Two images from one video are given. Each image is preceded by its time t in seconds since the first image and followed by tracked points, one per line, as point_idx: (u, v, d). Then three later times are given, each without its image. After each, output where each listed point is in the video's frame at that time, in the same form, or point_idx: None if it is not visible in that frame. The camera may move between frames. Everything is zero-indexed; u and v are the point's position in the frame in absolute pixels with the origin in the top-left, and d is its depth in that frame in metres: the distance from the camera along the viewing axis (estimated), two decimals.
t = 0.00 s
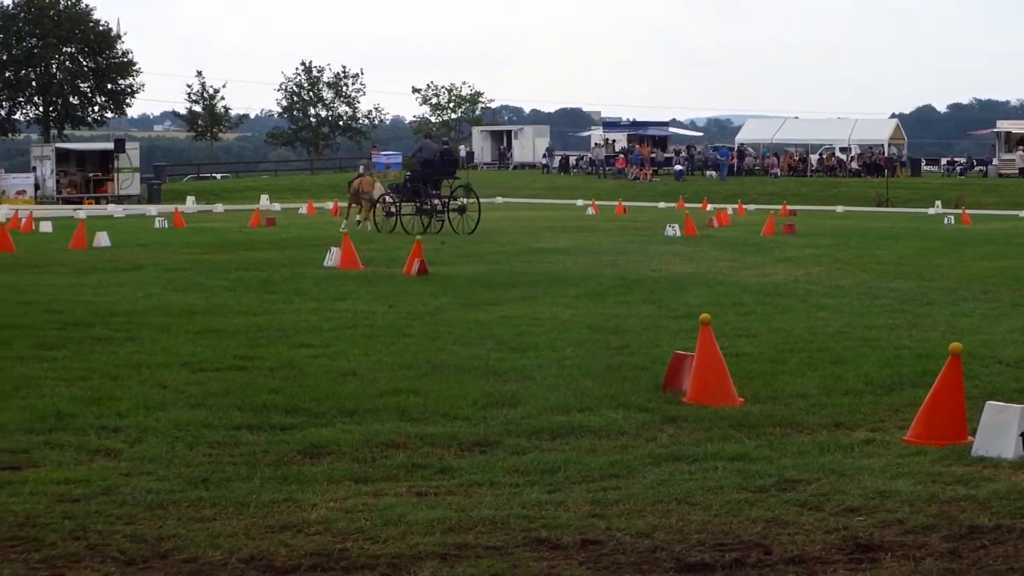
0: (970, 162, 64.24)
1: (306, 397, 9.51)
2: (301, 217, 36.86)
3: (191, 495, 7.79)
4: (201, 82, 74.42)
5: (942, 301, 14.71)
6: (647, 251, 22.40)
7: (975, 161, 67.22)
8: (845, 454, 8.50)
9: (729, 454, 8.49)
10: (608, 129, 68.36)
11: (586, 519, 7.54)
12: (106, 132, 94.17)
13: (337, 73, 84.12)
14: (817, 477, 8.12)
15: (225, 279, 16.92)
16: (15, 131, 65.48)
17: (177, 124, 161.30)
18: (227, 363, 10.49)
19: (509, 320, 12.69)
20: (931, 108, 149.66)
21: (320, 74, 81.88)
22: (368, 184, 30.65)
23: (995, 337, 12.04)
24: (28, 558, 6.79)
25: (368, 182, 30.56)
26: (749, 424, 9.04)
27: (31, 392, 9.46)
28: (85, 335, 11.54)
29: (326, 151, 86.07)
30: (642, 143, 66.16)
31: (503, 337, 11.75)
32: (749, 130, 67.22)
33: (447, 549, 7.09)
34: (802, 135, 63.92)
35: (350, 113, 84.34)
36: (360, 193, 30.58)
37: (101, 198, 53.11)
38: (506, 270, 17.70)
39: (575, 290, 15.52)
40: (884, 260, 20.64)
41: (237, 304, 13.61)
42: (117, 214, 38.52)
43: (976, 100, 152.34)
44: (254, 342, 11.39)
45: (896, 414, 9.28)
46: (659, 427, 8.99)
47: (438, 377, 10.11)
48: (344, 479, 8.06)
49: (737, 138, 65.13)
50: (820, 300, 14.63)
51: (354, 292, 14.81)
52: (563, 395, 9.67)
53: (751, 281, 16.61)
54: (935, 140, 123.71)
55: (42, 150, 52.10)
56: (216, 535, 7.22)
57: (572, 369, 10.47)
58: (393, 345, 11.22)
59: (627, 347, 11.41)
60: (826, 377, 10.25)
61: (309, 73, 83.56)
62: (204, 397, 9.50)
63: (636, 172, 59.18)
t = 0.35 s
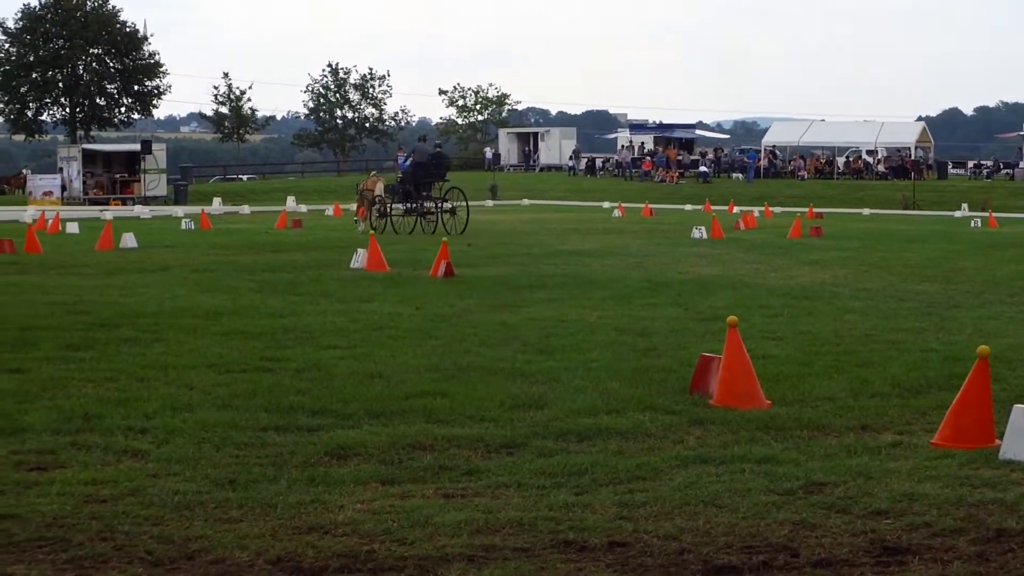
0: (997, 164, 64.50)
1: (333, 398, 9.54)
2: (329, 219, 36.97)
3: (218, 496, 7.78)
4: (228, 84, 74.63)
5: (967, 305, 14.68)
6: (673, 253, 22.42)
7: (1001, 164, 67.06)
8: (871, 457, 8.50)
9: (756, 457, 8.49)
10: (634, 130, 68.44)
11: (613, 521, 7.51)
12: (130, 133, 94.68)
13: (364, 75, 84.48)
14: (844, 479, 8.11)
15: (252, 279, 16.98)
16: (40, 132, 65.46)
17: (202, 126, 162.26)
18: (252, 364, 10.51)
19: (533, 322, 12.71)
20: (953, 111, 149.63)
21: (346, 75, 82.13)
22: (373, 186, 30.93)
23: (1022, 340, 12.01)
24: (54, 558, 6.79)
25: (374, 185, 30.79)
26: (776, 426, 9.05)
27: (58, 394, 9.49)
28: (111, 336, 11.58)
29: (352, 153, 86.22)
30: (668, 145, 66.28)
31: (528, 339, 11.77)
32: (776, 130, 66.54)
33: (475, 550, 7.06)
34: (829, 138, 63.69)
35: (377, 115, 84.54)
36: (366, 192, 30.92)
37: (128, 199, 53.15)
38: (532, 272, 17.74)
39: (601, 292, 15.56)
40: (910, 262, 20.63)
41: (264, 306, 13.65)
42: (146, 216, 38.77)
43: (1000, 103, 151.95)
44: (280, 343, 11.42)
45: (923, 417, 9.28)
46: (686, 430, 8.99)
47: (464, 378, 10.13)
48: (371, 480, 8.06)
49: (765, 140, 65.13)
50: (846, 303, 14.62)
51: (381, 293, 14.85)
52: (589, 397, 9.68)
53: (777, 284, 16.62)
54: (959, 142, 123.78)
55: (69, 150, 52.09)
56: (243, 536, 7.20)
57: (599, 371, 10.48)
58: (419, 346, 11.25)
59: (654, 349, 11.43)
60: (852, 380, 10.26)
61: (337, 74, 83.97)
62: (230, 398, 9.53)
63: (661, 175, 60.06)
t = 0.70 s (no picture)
0: (1013, 160, 64.39)
1: (349, 393, 9.55)
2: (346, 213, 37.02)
3: (234, 489, 7.77)
4: (244, 77, 74.57)
5: (985, 301, 14.66)
6: (691, 248, 22.43)
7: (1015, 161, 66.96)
8: (888, 453, 8.49)
9: (773, 452, 8.48)
10: (650, 126, 68.39)
11: (630, 516, 7.50)
12: (142, 126, 94.83)
13: (380, 68, 84.20)
14: (861, 475, 8.10)
15: (268, 273, 17.00)
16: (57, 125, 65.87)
17: (214, 120, 162.45)
18: (268, 358, 10.52)
19: (549, 317, 12.71)
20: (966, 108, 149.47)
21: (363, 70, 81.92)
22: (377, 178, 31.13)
23: None
24: (71, 551, 6.79)
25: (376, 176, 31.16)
26: (793, 422, 9.05)
27: (75, 387, 9.50)
28: (127, 329, 11.59)
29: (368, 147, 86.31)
30: (683, 140, 66.25)
31: (544, 334, 11.77)
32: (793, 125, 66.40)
33: (492, 545, 7.06)
34: (845, 134, 63.67)
35: (393, 109, 84.57)
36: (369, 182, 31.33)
37: (145, 193, 53.18)
38: (548, 267, 17.75)
39: (616, 288, 15.56)
40: (927, 258, 20.61)
41: (279, 299, 13.67)
42: (163, 208, 38.86)
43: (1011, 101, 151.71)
44: (295, 337, 11.42)
45: (940, 413, 9.27)
46: (702, 425, 8.99)
47: (480, 373, 10.13)
48: (387, 474, 8.06)
49: (781, 136, 65.08)
50: (862, 299, 14.61)
51: (397, 288, 14.87)
52: (606, 391, 9.68)
53: (793, 279, 16.63)
54: (973, 138, 123.67)
55: (85, 144, 51.91)
56: (260, 530, 7.20)
57: (616, 366, 10.48)
58: (435, 341, 11.25)
59: (670, 344, 11.43)
60: (869, 375, 10.25)
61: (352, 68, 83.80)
62: (246, 391, 9.53)
63: (678, 170, 59.79)
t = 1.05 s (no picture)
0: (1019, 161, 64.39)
1: (356, 393, 9.55)
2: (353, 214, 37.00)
3: (242, 490, 7.77)
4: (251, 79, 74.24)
5: (992, 302, 14.67)
6: (698, 249, 22.43)
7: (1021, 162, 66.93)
8: (896, 455, 8.49)
9: (780, 454, 8.48)
10: (657, 126, 68.28)
11: (638, 518, 7.50)
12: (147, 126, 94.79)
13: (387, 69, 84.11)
14: (869, 477, 8.10)
15: (275, 273, 17.00)
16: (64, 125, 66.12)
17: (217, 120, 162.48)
18: (275, 358, 10.53)
19: (555, 318, 12.72)
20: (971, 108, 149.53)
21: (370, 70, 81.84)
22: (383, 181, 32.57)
23: None
24: (79, 551, 6.79)
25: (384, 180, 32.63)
26: (801, 423, 9.05)
27: (82, 387, 9.50)
28: (134, 329, 11.59)
29: (374, 147, 86.32)
30: (690, 140, 66.20)
31: (551, 335, 11.78)
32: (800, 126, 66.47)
33: (500, 546, 7.05)
34: (853, 134, 63.74)
35: (400, 110, 84.54)
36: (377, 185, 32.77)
37: (151, 192, 53.28)
38: (555, 268, 17.75)
39: (623, 289, 15.58)
40: (934, 260, 20.62)
41: (286, 300, 13.67)
42: (170, 209, 38.90)
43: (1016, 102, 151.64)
44: (303, 338, 11.43)
45: (947, 415, 9.27)
46: (710, 426, 8.99)
47: (488, 374, 10.13)
48: (394, 475, 8.06)
49: (788, 137, 65.10)
50: (869, 300, 14.62)
51: (405, 288, 14.88)
52: (614, 393, 9.69)
53: (800, 281, 16.64)
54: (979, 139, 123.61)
55: (93, 144, 51.82)
56: (267, 531, 7.19)
57: (623, 367, 10.50)
58: (443, 342, 11.25)
59: (677, 345, 11.44)
60: (877, 377, 10.25)
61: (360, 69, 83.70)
62: (254, 392, 9.53)
63: (686, 171, 59.71)
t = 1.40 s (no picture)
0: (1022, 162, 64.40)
1: (359, 396, 9.56)
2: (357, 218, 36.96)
3: (245, 493, 7.77)
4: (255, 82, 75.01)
5: (995, 304, 14.69)
6: (701, 252, 22.45)
7: None
8: (899, 456, 8.50)
9: (783, 456, 8.48)
10: (659, 128, 68.30)
11: (641, 520, 7.50)
12: (148, 131, 94.89)
13: (389, 72, 84.23)
14: (872, 479, 8.10)
15: (278, 277, 16.99)
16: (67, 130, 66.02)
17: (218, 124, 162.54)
18: (277, 361, 10.54)
19: (558, 320, 12.72)
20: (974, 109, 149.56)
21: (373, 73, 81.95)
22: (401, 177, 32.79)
23: None
24: (82, 555, 6.79)
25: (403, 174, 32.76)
26: (804, 425, 9.05)
27: (85, 391, 9.50)
28: (136, 334, 11.59)
29: (376, 151, 86.39)
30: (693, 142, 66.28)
31: (554, 338, 11.78)
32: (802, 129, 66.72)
33: (504, 549, 7.06)
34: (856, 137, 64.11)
35: (402, 113, 84.67)
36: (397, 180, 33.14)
37: (154, 196, 53.15)
38: (558, 270, 17.74)
39: (626, 291, 15.58)
40: (938, 261, 20.64)
41: (290, 303, 13.68)
42: (173, 213, 39.00)
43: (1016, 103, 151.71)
44: (305, 341, 11.44)
45: (950, 416, 9.28)
46: (713, 429, 8.99)
47: (490, 377, 10.13)
48: (397, 478, 8.06)
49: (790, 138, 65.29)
50: (872, 302, 14.64)
51: (408, 292, 14.90)
52: (616, 395, 9.69)
53: (803, 283, 16.65)
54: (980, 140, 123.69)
55: (96, 148, 52.00)
56: (271, 534, 7.19)
57: (625, 369, 10.51)
58: (445, 345, 11.25)
59: (680, 347, 11.44)
60: (879, 378, 10.26)
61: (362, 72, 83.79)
62: (256, 395, 9.54)
63: (689, 172, 59.72)
